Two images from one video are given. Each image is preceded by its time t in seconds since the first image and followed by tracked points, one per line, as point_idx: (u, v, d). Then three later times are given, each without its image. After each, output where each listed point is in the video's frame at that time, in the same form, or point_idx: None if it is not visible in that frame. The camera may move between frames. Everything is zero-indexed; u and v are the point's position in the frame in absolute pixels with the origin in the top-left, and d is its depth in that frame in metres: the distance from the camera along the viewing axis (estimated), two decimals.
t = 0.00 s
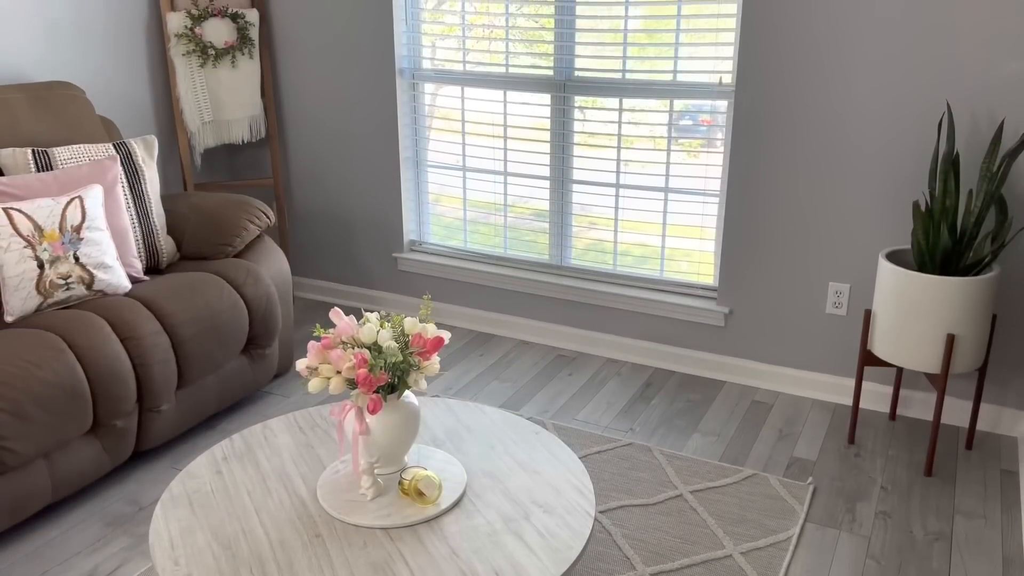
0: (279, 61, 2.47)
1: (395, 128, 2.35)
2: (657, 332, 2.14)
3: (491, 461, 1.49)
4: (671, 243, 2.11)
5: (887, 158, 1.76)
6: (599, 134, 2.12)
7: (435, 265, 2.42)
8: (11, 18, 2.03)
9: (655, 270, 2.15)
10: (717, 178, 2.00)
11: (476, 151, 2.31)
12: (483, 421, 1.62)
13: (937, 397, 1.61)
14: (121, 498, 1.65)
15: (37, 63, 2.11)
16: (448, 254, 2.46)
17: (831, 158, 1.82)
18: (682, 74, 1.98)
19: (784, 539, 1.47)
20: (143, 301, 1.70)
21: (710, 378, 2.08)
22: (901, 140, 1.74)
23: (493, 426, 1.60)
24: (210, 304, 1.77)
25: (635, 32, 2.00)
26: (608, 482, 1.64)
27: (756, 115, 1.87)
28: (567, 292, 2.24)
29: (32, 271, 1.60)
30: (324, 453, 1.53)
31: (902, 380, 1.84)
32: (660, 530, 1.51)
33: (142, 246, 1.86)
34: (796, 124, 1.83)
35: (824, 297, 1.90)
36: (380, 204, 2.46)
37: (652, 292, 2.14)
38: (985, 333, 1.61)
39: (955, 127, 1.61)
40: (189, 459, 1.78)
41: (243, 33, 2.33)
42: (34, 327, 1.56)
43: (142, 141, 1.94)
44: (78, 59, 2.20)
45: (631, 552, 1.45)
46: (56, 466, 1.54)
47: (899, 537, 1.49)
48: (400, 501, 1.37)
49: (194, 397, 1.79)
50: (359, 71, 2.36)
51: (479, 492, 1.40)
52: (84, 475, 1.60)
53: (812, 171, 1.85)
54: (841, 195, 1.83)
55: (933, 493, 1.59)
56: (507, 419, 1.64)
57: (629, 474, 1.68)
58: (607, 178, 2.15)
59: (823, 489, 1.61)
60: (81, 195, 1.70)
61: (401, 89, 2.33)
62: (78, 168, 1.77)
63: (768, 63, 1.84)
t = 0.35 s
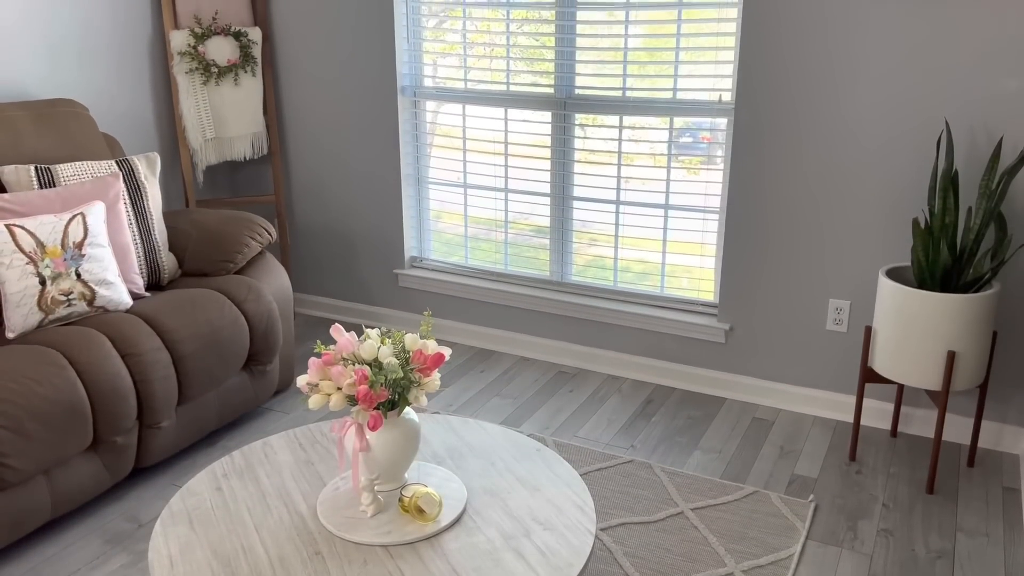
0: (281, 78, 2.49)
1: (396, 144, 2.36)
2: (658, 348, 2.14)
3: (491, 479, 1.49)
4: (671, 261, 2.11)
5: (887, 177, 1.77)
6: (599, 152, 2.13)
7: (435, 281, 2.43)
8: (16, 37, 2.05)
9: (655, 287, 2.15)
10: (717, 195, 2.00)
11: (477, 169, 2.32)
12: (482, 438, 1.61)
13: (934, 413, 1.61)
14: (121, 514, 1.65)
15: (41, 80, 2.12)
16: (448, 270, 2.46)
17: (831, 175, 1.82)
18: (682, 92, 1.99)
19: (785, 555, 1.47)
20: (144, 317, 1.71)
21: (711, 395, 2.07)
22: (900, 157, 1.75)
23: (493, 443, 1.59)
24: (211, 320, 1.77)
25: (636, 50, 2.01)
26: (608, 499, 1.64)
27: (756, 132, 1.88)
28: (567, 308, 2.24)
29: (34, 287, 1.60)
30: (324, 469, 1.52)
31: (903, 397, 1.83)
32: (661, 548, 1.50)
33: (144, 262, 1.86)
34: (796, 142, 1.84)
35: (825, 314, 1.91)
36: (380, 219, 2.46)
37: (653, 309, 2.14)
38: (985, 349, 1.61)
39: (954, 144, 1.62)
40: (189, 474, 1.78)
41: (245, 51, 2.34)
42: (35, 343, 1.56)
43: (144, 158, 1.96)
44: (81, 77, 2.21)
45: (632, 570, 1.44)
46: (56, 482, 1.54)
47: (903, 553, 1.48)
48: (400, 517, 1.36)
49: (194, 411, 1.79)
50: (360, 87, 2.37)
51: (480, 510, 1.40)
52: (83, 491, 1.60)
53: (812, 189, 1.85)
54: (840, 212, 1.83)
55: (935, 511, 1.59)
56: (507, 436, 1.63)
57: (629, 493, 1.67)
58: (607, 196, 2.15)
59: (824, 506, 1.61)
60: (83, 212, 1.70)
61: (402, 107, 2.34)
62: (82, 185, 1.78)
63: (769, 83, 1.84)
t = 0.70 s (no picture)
0: (282, 94, 2.50)
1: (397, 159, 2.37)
2: (658, 365, 2.14)
3: (491, 496, 1.48)
4: (672, 278, 2.11)
5: (886, 196, 1.77)
6: (600, 170, 2.14)
7: (435, 297, 2.43)
8: (19, 54, 2.06)
9: (655, 303, 2.16)
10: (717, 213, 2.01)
11: (477, 184, 2.33)
12: (483, 455, 1.61)
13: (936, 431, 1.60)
14: (119, 532, 1.64)
15: (43, 96, 2.13)
16: (449, 286, 2.46)
17: (831, 193, 1.83)
18: (681, 110, 2.00)
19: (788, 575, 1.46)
20: (144, 333, 1.70)
21: (711, 412, 2.07)
22: (899, 176, 1.75)
23: (493, 460, 1.59)
24: (211, 337, 1.77)
25: (635, 69, 2.03)
26: (609, 517, 1.63)
27: (756, 150, 1.89)
28: (567, 324, 2.24)
29: (34, 304, 1.60)
30: (324, 487, 1.52)
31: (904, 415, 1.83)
32: (663, 566, 1.49)
33: (145, 279, 1.86)
34: (795, 160, 1.85)
35: (825, 331, 1.91)
36: (381, 234, 2.47)
37: (653, 325, 2.14)
38: (986, 367, 1.61)
39: (953, 162, 1.62)
40: (188, 492, 1.77)
41: (247, 68, 2.36)
42: (36, 360, 1.56)
43: (146, 175, 1.97)
44: (83, 93, 2.22)
45: None
46: (54, 500, 1.53)
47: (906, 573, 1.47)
48: (399, 536, 1.36)
49: (194, 428, 1.78)
50: (362, 102, 2.38)
51: (480, 528, 1.39)
52: (82, 509, 1.59)
53: (811, 207, 1.86)
54: (840, 231, 1.84)
55: (937, 529, 1.58)
56: (508, 453, 1.63)
57: (630, 510, 1.66)
58: (607, 212, 2.16)
59: (826, 525, 1.60)
60: (85, 228, 1.71)
61: (403, 125, 2.35)
62: (86, 202, 1.79)
63: (768, 102, 1.85)
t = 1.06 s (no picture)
0: (284, 109, 2.51)
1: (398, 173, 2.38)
2: (658, 381, 2.13)
3: (491, 513, 1.48)
4: (672, 294, 2.11)
5: (885, 213, 1.78)
6: (600, 186, 2.15)
7: (436, 312, 2.43)
8: (22, 71, 2.07)
9: (655, 319, 2.16)
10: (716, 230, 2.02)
11: (477, 200, 2.34)
12: (483, 471, 1.61)
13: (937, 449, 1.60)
14: (117, 550, 1.63)
15: (45, 111, 2.14)
16: (449, 302, 2.47)
17: (830, 211, 1.83)
18: (681, 127, 2.01)
19: None
20: (144, 349, 1.71)
21: (711, 428, 2.07)
22: (898, 194, 1.76)
23: (493, 477, 1.59)
24: (211, 352, 1.77)
25: (635, 86, 2.04)
26: (610, 534, 1.63)
27: (756, 168, 1.89)
28: (567, 339, 2.23)
29: (35, 319, 1.61)
30: (324, 504, 1.51)
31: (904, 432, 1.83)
32: None
33: (145, 294, 1.87)
34: (795, 178, 1.86)
35: (825, 348, 1.91)
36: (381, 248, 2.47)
37: (653, 341, 2.14)
38: (987, 384, 1.61)
39: (952, 180, 1.63)
40: (188, 508, 1.77)
41: (249, 85, 2.38)
42: (35, 376, 1.56)
43: (147, 192, 1.98)
44: (85, 108, 2.23)
45: None
46: (53, 517, 1.53)
47: None
48: (399, 554, 1.35)
49: (193, 443, 1.78)
50: (363, 117, 2.39)
51: (480, 546, 1.38)
52: (80, 526, 1.58)
53: (811, 225, 1.86)
54: (839, 249, 1.84)
55: (939, 547, 1.57)
56: (507, 470, 1.62)
57: (630, 528, 1.66)
58: (607, 229, 2.17)
59: (827, 543, 1.59)
60: (86, 244, 1.71)
61: (403, 141, 2.36)
62: (86, 218, 1.79)
63: (768, 121, 1.86)
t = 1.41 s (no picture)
0: (285, 124, 2.52)
1: (398, 191, 2.38)
2: (658, 397, 2.13)
3: (491, 530, 1.47)
4: (671, 310, 2.12)
5: (884, 232, 1.78)
6: (600, 202, 2.15)
7: (435, 327, 2.43)
8: (25, 86, 2.08)
9: (655, 335, 2.16)
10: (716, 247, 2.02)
11: (477, 215, 2.34)
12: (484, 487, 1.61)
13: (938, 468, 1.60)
14: (115, 568, 1.62)
15: (47, 127, 2.15)
16: (449, 318, 2.47)
17: (829, 229, 1.84)
18: (680, 144, 2.02)
19: None
20: (144, 365, 1.71)
21: (712, 444, 2.06)
22: (897, 212, 1.76)
23: (493, 494, 1.58)
24: (210, 368, 1.77)
25: (635, 103, 2.05)
26: (610, 552, 1.62)
27: (755, 186, 1.90)
28: (567, 356, 2.23)
29: (35, 335, 1.61)
30: (323, 521, 1.51)
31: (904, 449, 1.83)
32: None
33: (145, 310, 1.87)
34: (794, 196, 1.86)
35: (825, 364, 1.91)
36: (381, 263, 2.47)
37: (653, 358, 2.14)
38: (987, 401, 1.60)
39: (950, 197, 1.63)
40: (186, 525, 1.76)
41: (251, 102, 2.39)
42: (34, 392, 1.56)
43: (148, 208, 1.98)
44: (87, 123, 2.24)
45: None
46: (51, 535, 1.52)
47: None
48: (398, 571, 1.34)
49: (192, 459, 1.78)
50: (363, 133, 2.40)
51: (479, 564, 1.37)
52: (77, 543, 1.57)
53: (810, 243, 1.86)
54: (838, 267, 1.84)
55: (941, 565, 1.56)
56: (508, 486, 1.62)
57: (631, 544, 1.65)
58: (606, 245, 2.17)
59: (829, 561, 1.59)
60: (86, 260, 1.72)
61: (404, 158, 2.37)
62: (87, 234, 1.80)
63: (766, 139, 1.86)
